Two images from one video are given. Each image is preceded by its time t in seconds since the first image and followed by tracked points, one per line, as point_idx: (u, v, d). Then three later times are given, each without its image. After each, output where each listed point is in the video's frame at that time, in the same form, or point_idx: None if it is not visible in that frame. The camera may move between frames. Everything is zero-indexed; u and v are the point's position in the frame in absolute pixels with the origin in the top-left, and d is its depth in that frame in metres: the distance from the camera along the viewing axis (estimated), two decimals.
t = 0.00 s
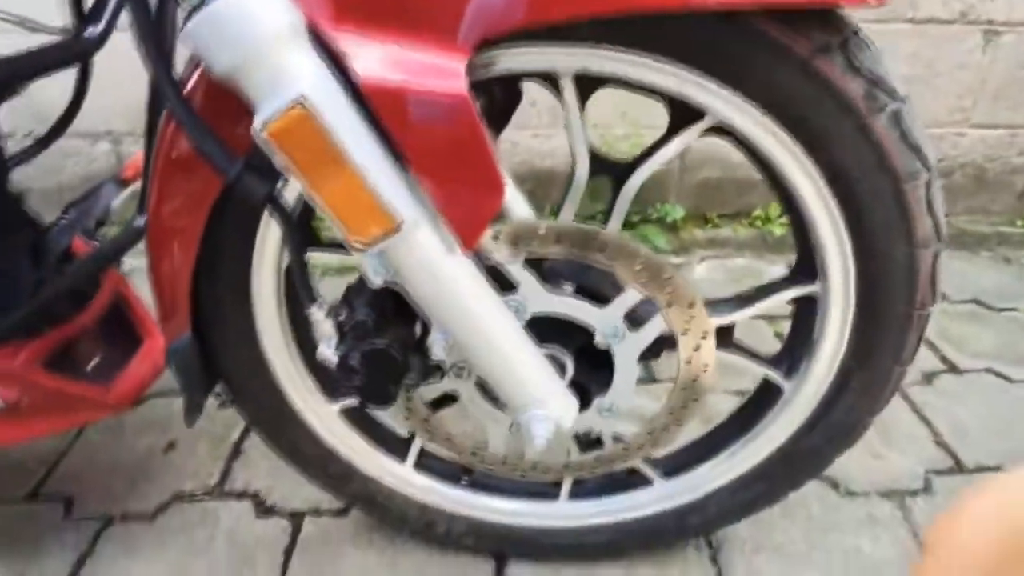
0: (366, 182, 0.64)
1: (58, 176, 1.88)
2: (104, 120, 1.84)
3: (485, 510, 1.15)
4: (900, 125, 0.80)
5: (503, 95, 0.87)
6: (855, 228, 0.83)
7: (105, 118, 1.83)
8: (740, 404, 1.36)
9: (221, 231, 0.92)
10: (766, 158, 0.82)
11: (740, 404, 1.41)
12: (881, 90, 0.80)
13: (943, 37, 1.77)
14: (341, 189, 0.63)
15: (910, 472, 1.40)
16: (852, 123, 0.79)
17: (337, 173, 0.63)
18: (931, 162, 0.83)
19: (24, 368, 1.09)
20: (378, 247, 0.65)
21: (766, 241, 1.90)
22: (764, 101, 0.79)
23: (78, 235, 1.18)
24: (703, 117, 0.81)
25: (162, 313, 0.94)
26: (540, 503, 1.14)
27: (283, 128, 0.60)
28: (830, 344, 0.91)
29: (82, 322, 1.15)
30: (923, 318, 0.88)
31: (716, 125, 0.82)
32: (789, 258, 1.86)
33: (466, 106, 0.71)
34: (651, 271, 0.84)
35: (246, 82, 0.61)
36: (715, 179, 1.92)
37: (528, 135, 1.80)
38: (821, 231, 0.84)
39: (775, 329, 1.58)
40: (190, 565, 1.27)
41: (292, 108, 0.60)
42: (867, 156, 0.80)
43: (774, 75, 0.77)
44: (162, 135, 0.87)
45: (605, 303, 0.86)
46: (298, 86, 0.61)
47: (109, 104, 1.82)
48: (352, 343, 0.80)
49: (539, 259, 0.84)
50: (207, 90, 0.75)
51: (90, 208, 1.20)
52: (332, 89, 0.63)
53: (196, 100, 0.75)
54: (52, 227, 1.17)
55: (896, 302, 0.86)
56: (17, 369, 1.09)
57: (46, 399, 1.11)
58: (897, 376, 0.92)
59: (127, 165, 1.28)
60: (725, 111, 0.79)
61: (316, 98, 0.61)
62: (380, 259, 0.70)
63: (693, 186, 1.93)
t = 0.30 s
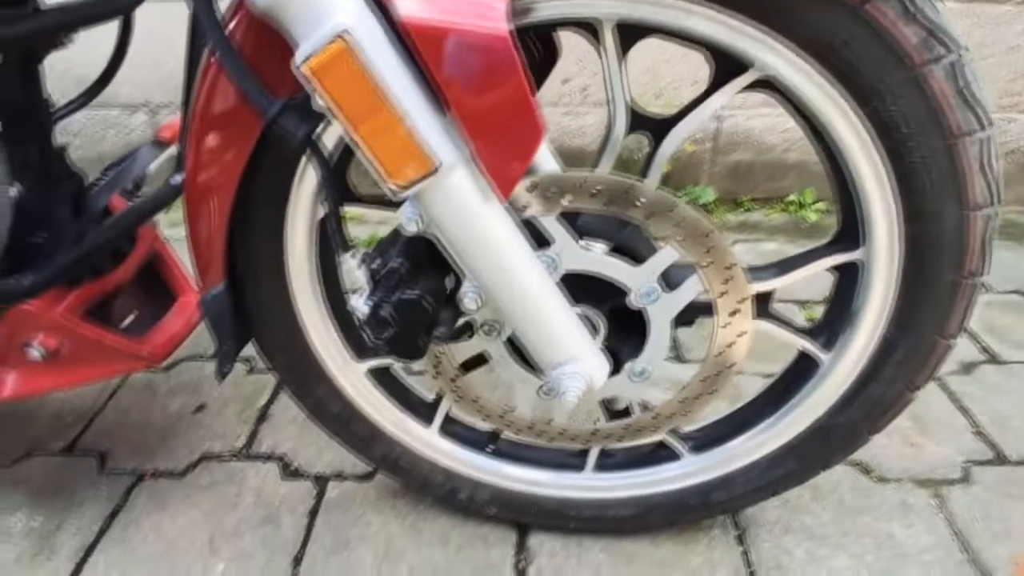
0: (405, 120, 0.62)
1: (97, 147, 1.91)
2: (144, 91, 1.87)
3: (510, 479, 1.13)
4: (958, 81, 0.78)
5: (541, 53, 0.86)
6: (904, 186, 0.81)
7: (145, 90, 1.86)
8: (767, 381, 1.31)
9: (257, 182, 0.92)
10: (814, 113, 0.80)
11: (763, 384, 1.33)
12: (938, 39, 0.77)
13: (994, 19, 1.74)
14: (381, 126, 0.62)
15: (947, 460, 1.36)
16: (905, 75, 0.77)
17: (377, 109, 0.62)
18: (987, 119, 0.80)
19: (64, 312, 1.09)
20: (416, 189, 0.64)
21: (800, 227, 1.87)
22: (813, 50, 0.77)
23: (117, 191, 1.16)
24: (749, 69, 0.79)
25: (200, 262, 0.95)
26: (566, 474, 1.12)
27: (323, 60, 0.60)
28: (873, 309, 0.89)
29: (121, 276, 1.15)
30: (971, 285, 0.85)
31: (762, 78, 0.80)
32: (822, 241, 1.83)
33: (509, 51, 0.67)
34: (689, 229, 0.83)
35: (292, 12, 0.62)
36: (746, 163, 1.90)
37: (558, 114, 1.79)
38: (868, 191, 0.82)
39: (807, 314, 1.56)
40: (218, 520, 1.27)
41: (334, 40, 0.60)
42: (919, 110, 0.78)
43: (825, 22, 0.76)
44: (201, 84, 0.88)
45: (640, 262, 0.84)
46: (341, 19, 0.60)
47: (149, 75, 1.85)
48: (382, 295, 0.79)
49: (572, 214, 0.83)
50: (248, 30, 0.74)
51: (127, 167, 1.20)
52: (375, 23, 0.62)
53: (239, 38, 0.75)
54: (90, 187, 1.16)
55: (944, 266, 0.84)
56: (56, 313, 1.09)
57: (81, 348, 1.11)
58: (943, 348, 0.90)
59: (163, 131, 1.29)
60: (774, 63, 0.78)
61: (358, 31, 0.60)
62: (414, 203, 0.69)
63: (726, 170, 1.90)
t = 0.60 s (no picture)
0: (453, 77, 0.61)
1: (114, 119, 1.90)
2: (162, 64, 1.86)
3: (532, 455, 1.12)
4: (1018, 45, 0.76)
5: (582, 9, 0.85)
6: (955, 157, 0.80)
7: (164, 62, 1.85)
8: (788, 364, 1.27)
9: (290, 143, 0.91)
10: (866, 80, 0.79)
11: (785, 366, 1.30)
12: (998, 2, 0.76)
13: None
14: (426, 81, 0.61)
15: (970, 445, 1.34)
16: (966, 39, 0.75)
17: (423, 63, 0.61)
18: None
19: (89, 276, 1.09)
20: (459, 147, 0.64)
21: (821, 212, 1.85)
22: (870, 14, 0.75)
23: (139, 159, 1.17)
24: (802, 31, 0.78)
25: (230, 226, 0.93)
26: (589, 450, 1.11)
27: (370, 12, 0.59)
28: (914, 281, 0.88)
29: (145, 242, 1.15)
30: (1016, 260, 0.84)
31: (814, 42, 0.79)
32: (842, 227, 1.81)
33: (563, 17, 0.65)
34: (734, 196, 0.81)
35: None
36: (769, 145, 1.88)
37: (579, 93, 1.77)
38: (917, 161, 0.81)
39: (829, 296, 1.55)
40: (238, 491, 1.26)
41: None
42: (977, 78, 0.76)
43: None
44: (236, 41, 0.86)
45: (679, 232, 0.84)
46: None
47: (169, 48, 1.84)
48: (418, 258, 0.78)
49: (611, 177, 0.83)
50: None
51: (150, 135, 1.19)
52: None
53: None
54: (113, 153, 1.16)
55: (990, 239, 0.83)
56: (81, 276, 1.08)
57: (106, 313, 1.10)
58: (983, 325, 0.89)
59: (187, 95, 1.28)
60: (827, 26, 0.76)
61: None
62: (456, 162, 0.68)
63: (747, 152, 1.88)
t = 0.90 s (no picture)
0: (466, 69, 0.61)
1: (113, 111, 1.89)
2: (162, 55, 1.85)
3: (533, 452, 1.11)
4: None
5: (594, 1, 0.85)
6: (965, 158, 0.80)
7: (164, 53, 1.84)
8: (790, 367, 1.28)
9: (296, 133, 0.90)
10: (879, 81, 0.79)
11: (786, 368, 1.31)
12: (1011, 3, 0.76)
13: None
14: (438, 73, 0.61)
15: (968, 448, 1.34)
16: (980, 39, 0.75)
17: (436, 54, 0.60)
18: None
19: (90, 267, 1.08)
20: (470, 141, 0.64)
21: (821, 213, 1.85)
22: (884, 14, 0.75)
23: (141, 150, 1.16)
24: (815, 29, 0.78)
25: (234, 217, 0.93)
26: (590, 448, 1.11)
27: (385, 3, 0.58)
28: (919, 283, 0.88)
29: (146, 234, 1.14)
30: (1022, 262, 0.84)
31: (827, 40, 0.79)
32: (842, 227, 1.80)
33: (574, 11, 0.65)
34: (741, 194, 0.81)
35: None
36: (769, 146, 1.88)
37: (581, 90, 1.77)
38: (926, 160, 0.81)
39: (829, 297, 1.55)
40: (237, 485, 1.26)
41: None
42: (988, 79, 0.76)
43: None
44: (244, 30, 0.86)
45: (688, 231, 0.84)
46: None
47: (169, 39, 1.83)
48: (425, 253, 0.77)
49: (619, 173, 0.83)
50: None
51: (152, 126, 1.18)
52: None
53: None
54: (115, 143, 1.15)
55: (997, 241, 0.83)
56: (82, 267, 1.07)
57: (106, 304, 1.09)
58: (987, 327, 0.89)
59: (190, 86, 1.27)
60: (840, 24, 0.76)
61: None
62: (466, 157, 0.67)
63: (748, 152, 1.88)
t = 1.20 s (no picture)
0: (485, 92, 0.60)
1: (116, 113, 1.89)
2: (166, 57, 1.84)
3: (540, 466, 1.10)
4: None
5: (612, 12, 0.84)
6: (984, 182, 0.80)
7: (168, 56, 1.84)
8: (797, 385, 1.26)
9: (309, 146, 0.90)
10: (898, 103, 0.79)
11: (797, 385, 1.31)
12: None
13: None
14: (457, 95, 0.60)
15: (974, 464, 1.34)
16: (1004, 65, 0.75)
17: (455, 75, 0.60)
18: None
19: (98, 277, 1.07)
20: (489, 164, 0.63)
21: (826, 223, 1.83)
22: (908, 37, 0.75)
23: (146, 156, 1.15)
24: (836, 52, 0.78)
25: (243, 229, 0.93)
26: (597, 463, 1.10)
27: (405, 24, 0.58)
28: (934, 304, 0.87)
29: (154, 243, 1.14)
30: None
31: (847, 63, 0.78)
32: (846, 239, 1.77)
33: (583, 22, 0.64)
34: (756, 214, 0.81)
35: None
36: (775, 155, 1.87)
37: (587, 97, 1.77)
38: (944, 184, 0.81)
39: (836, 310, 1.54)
40: (241, 495, 1.26)
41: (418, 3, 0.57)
42: (1011, 103, 0.76)
43: (922, 9, 0.74)
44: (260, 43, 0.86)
45: (704, 251, 0.84)
46: None
47: (174, 42, 1.82)
48: (439, 272, 0.77)
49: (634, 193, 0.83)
50: None
51: (158, 132, 1.18)
52: None
53: None
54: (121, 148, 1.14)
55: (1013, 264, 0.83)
56: (90, 277, 1.07)
57: (113, 315, 1.08)
58: (1001, 349, 0.88)
59: (197, 92, 1.27)
60: (863, 48, 0.76)
61: None
62: (484, 179, 0.67)
63: (752, 161, 1.88)
